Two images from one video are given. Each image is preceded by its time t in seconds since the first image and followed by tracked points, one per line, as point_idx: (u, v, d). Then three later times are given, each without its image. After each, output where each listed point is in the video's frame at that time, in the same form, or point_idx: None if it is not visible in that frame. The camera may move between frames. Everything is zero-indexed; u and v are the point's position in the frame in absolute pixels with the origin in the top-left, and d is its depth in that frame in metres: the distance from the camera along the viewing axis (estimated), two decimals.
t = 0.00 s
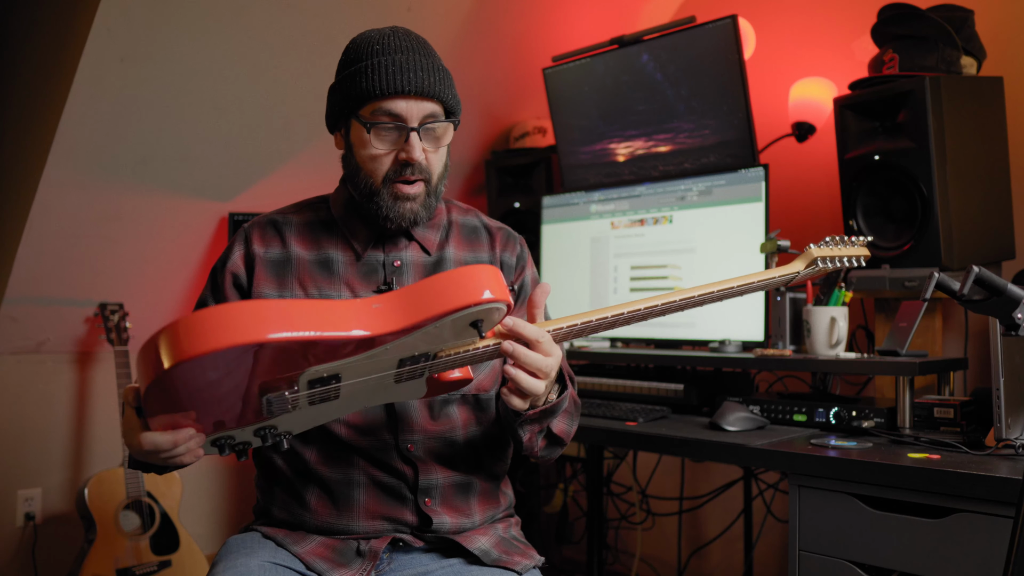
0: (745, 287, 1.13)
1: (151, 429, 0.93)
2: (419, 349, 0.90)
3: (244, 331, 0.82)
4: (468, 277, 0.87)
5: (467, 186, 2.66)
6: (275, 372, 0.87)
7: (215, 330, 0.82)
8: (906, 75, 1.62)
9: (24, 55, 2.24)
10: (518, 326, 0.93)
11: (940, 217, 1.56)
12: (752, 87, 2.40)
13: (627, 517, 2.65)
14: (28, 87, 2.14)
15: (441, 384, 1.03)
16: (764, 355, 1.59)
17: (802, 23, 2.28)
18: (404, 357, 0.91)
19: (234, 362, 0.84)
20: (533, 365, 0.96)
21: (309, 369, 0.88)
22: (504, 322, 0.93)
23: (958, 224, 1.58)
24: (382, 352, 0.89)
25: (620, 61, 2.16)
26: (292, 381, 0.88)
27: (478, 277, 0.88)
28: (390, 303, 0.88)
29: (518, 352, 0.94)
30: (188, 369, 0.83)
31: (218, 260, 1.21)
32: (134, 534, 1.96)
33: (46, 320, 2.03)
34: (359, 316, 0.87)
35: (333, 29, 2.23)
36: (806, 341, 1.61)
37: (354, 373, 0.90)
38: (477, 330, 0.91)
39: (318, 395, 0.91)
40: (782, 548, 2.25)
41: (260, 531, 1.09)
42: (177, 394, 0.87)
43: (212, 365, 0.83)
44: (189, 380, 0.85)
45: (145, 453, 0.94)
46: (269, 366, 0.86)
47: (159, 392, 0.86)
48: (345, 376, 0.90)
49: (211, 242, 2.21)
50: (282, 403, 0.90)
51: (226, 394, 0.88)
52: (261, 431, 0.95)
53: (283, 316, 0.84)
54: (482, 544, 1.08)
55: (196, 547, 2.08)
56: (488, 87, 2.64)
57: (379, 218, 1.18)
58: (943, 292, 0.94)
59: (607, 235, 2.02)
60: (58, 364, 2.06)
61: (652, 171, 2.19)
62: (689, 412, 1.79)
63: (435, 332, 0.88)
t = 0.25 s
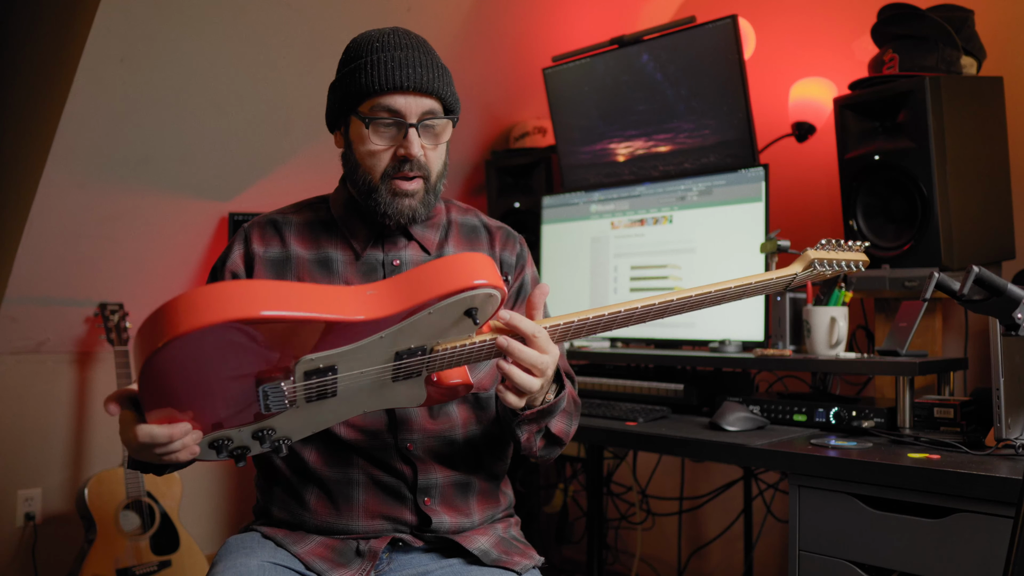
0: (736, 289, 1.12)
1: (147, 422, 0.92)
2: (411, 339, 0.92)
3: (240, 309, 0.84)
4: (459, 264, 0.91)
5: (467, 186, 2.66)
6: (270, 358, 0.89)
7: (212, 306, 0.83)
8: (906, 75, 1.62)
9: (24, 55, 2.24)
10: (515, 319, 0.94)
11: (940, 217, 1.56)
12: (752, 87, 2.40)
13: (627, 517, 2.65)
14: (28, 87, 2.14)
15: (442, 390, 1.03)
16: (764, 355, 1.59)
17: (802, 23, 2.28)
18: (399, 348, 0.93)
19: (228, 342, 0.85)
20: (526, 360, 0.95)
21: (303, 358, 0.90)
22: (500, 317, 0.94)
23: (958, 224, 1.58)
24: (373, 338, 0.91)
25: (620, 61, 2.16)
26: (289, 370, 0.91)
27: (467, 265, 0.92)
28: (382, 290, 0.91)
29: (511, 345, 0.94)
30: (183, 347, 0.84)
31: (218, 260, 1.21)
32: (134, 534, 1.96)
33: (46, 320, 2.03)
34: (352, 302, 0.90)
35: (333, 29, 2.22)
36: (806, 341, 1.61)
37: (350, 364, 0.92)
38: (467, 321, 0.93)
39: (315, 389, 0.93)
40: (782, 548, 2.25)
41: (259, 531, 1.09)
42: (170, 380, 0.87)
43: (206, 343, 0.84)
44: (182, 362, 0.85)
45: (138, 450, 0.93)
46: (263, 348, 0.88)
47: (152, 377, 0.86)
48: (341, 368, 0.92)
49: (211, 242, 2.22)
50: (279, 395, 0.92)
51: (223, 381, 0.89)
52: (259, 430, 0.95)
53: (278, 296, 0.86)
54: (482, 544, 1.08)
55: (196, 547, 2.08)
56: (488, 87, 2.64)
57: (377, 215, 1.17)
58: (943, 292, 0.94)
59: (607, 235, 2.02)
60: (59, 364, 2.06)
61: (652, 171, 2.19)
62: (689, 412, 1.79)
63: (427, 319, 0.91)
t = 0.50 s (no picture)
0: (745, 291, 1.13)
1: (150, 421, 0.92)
2: (413, 338, 0.93)
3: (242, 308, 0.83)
4: (460, 264, 0.91)
5: (467, 186, 2.66)
6: (271, 357, 0.89)
7: (215, 305, 0.83)
8: (906, 75, 1.62)
9: (24, 54, 2.25)
10: (517, 319, 0.94)
11: (940, 217, 1.56)
12: (752, 87, 2.40)
13: (627, 517, 2.65)
14: (28, 86, 2.14)
15: (444, 392, 1.03)
16: (764, 355, 1.59)
17: (802, 23, 2.28)
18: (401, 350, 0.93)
19: (229, 340, 0.85)
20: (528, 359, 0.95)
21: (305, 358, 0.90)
22: (501, 317, 0.95)
23: (957, 224, 1.58)
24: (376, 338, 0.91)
25: (619, 61, 2.16)
26: (291, 371, 0.91)
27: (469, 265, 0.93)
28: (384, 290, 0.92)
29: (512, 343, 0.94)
30: (185, 345, 0.83)
31: (218, 259, 1.21)
32: (134, 534, 1.96)
33: (46, 320, 2.03)
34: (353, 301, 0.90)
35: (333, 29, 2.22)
36: (807, 341, 1.61)
37: (352, 364, 0.92)
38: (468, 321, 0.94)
39: (317, 389, 0.93)
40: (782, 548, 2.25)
41: (260, 531, 1.08)
42: (171, 380, 0.86)
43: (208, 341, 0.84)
44: (183, 360, 0.85)
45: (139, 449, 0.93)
46: (264, 347, 0.88)
47: (154, 376, 0.86)
48: (342, 367, 0.92)
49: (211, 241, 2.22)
50: (280, 394, 0.92)
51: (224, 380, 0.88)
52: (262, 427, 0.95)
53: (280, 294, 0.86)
54: (482, 544, 1.08)
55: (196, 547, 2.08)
56: (488, 87, 2.64)
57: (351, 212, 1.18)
58: (943, 292, 0.94)
59: (607, 235, 2.02)
60: (59, 363, 2.06)
61: (652, 171, 2.19)
62: (689, 412, 1.79)
63: (429, 319, 0.92)
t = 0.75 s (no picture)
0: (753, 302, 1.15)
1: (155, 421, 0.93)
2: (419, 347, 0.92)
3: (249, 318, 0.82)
4: (468, 276, 0.90)
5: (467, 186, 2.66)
6: (276, 363, 0.88)
7: (221, 314, 0.82)
8: (906, 75, 1.62)
9: (24, 54, 2.25)
10: (521, 326, 0.95)
11: (940, 217, 1.56)
12: (752, 87, 2.40)
13: (627, 517, 2.65)
14: (28, 86, 2.14)
15: (447, 392, 1.04)
16: (764, 355, 1.59)
17: (802, 23, 2.28)
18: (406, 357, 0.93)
19: (234, 349, 0.84)
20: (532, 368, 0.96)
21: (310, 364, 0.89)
22: (506, 324, 0.95)
23: (958, 224, 1.58)
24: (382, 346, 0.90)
25: (619, 61, 2.16)
26: (296, 375, 0.90)
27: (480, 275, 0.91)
28: (392, 299, 0.91)
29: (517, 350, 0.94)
30: (191, 353, 0.83)
31: (218, 258, 1.21)
32: (134, 534, 1.96)
33: (46, 320, 2.03)
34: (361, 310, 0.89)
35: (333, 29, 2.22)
36: (806, 341, 1.61)
37: (356, 370, 0.92)
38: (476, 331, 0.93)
39: (321, 392, 0.92)
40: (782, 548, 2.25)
41: (259, 531, 1.08)
42: (177, 383, 0.86)
43: (212, 349, 0.83)
44: (189, 366, 0.85)
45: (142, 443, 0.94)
46: (268, 355, 0.87)
47: (160, 380, 0.86)
48: (347, 373, 0.91)
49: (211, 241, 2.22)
50: (285, 397, 0.92)
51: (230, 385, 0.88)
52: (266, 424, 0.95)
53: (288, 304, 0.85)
54: (482, 544, 1.08)
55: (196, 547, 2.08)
56: (488, 87, 2.64)
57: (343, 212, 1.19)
58: (943, 292, 0.94)
59: (607, 235, 2.02)
60: (59, 364, 2.06)
61: (652, 171, 2.19)
62: (689, 412, 1.79)
63: (435, 329, 0.91)
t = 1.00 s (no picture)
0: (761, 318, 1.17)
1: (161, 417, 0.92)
2: (427, 355, 0.91)
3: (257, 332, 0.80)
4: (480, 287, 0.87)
5: (467, 186, 2.66)
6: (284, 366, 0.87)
7: (228, 323, 0.80)
8: (905, 75, 1.62)
9: (24, 54, 2.25)
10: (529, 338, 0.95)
11: (940, 217, 1.56)
12: (752, 87, 2.40)
13: (627, 517, 2.65)
14: (28, 86, 2.14)
15: (452, 394, 1.04)
16: (764, 355, 1.59)
17: (803, 23, 2.28)
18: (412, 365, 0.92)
19: (241, 358, 0.82)
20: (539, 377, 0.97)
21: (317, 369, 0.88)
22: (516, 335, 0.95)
23: (958, 224, 1.58)
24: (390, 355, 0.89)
25: (619, 61, 2.16)
26: (301, 380, 0.89)
27: (492, 287, 0.88)
28: (401, 309, 0.88)
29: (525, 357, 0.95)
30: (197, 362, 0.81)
31: (218, 258, 1.21)
32: (134, 534, 1.96)
33: (46, 320, 2.03)
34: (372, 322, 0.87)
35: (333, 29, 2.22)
36: (806, 341, 1.61)
37: (363, 376, 0.91)
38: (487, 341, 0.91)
39: (328, 395, 0.92)
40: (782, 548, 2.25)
41: (259, 531, 1.08)
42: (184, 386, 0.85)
43: (219, 358, 0.81)
44: (196, 373, 0.83)
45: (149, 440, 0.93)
46: (276, 364, 0.85)
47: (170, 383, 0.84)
48: (354, 378, 0.91)
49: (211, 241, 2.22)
50: (291, 399, 0.91)
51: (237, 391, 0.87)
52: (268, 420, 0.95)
53: (297, 315, 0.83)
54: (482, 544, 1.08)
55: (196, 547, 2.08)
56: (488, 87, 2.64)
57: (342, 213, 1.19)
58: (942, 292, 0.94)
59: (607, 235, 2.02)
60: (59, 364, 2.06)
61: (652, 171, 2.19)
62: (689, 412, 1.79)
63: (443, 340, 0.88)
